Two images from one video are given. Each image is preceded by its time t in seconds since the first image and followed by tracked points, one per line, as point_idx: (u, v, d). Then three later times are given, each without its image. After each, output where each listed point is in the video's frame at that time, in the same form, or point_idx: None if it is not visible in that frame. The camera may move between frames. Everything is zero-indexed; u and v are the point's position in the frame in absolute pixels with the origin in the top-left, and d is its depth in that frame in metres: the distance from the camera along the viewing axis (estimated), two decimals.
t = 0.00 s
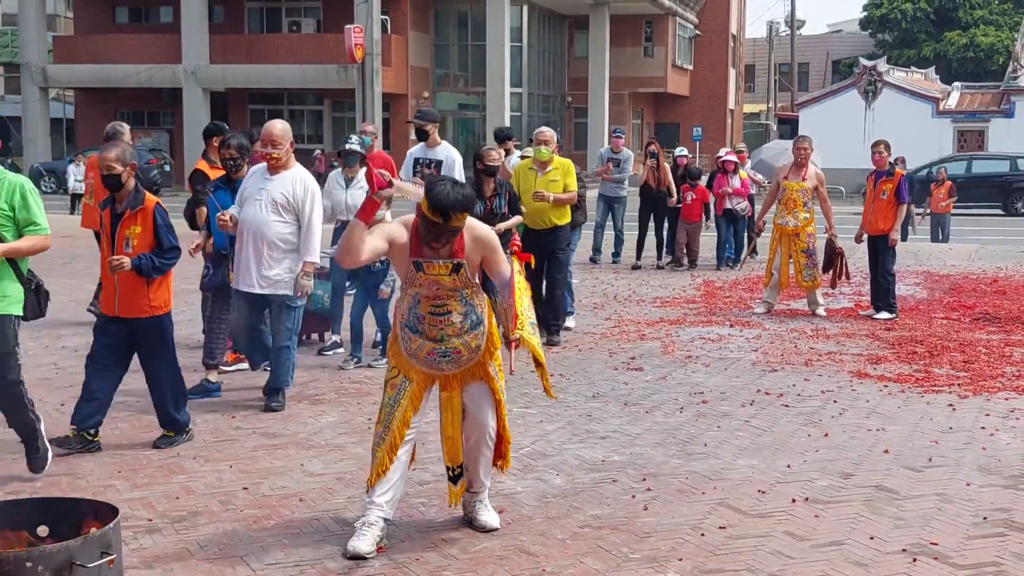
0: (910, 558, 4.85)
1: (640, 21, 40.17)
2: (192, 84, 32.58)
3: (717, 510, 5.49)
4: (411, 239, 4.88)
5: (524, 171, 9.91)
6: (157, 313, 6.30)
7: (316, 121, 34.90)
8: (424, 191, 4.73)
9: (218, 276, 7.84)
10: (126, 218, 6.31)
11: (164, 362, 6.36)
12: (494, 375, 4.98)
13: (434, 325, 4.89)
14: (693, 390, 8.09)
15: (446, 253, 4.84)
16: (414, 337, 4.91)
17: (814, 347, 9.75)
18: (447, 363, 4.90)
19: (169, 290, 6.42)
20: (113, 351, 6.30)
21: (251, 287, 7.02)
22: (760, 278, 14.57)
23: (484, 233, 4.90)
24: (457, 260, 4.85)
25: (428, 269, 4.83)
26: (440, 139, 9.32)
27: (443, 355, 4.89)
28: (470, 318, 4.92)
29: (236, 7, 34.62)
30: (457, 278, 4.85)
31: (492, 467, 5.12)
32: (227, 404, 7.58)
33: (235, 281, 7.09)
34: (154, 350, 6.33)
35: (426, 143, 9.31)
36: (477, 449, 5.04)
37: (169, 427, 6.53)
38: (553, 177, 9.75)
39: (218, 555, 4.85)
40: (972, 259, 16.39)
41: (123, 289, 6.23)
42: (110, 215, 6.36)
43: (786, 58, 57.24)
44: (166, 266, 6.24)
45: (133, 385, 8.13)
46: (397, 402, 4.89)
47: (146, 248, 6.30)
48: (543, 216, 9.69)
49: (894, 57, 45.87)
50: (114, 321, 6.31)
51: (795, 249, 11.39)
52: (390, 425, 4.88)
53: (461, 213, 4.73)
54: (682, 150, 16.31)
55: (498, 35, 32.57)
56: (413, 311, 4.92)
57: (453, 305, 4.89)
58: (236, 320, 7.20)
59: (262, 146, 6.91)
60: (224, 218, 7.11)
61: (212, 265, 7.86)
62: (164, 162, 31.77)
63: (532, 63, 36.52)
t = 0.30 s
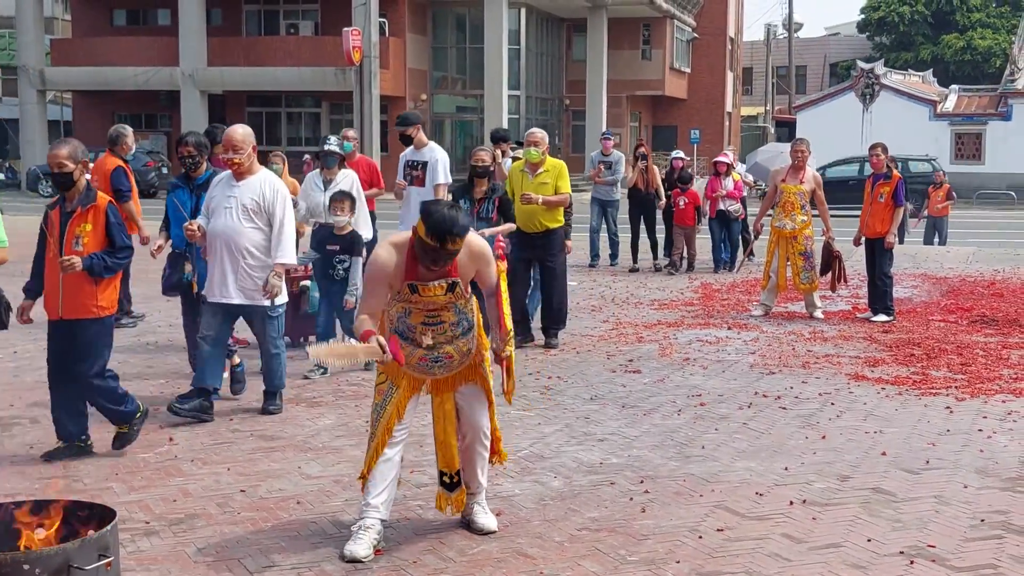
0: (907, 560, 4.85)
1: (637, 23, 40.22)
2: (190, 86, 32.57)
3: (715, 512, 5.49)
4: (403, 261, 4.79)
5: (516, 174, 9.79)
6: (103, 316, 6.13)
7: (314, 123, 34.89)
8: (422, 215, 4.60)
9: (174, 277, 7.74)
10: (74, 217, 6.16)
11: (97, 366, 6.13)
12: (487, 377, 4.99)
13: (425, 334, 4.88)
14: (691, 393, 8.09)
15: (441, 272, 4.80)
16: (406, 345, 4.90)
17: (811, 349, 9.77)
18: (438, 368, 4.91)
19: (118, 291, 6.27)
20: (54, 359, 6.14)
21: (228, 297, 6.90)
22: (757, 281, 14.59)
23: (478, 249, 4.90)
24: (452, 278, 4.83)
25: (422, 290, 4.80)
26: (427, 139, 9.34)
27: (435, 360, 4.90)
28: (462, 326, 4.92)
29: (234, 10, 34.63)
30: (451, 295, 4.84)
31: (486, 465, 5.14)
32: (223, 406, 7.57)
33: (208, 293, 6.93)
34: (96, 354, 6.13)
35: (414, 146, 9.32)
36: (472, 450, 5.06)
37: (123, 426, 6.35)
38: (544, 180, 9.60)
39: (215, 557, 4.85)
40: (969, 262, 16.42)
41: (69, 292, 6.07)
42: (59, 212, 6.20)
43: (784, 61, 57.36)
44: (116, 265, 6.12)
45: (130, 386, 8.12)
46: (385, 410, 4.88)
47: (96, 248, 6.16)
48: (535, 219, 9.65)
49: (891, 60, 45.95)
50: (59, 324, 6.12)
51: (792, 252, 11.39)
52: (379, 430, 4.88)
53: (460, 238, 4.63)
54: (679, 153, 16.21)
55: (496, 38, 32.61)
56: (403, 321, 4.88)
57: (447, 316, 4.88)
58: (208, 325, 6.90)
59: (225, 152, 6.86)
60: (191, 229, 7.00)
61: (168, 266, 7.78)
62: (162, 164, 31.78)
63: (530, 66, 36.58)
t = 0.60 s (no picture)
0: (902, 563, 4.85)
1: (633, 26, 40.21)
2: (185, 89, 32.57)
3: (711, 515, 5.48)
4: (411, 231, 4.91)
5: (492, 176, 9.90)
6: (64, 325, 6.01)
7: (309, 126, 34.85)
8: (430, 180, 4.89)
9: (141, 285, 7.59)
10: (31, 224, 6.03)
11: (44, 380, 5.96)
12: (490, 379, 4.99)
13: (433, 321, 4.92)
14: (686, 395, 8.09)
15: (449, 243, 4.89)
16: (412, 336, 4.92)
17: (806, 351, 9.79)
18: (444, 363, 4.90)
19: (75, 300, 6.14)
20: None
21: (188, 298, 6.62)
22: (753, 284, 14.60)
23: (490, 228, 4.98)
24: (459, 251, 4.90)
25: (429, 258, 4.88)
26: (400, 143, 9.45)
27: (441, 353, 4.89)
28: (468, 318, 4.97)
29: (229, 12, 34.58)
30: (457, 270, 4.90)
31: (486, 472, 5.10)
32: (217, 409, 7.55)
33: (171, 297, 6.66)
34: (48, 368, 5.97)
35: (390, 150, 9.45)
36: (473, 457, 5.05)
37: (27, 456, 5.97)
38: (523, 181, 9.75)
39: (209, 559, 4.84)
40: (964, 264, 16.43)
41: (28, 300, 5.93)
42: (13, 221, 6.05)
43: (779, 64, 57.40)
44: (77, 273, 6.01)
45: (123, 389, 8.11)
46: (394, 404, 4.87)
47: (56, 255, 6.04)
48: (516, 220, 9.69)
49: (886, 63, 46.02)
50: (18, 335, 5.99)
51: (787, 254, 11.37)
52: (388, 428, 4.85)
53: (468, 190, 4.85)
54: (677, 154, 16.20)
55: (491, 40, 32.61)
56: (411, 308, 4.94)
57: (453, 301, 4.93)
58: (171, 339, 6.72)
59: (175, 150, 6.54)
60: (151, 234, 6.61)
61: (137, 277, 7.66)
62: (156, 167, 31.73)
63: (526, 68, 36.59)
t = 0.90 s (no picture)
0: (901, 564, 4.85)
1: (630, 27, 40.21)
2: (183, 90, 32.56)
3: (709, 516, 5.49)
4: (394, 263, 4.83)
5: (480, 176, 9.90)
6: (19, 333, 5.80)
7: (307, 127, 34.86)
8: (410, 225, 4.67)
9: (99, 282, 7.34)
10: None
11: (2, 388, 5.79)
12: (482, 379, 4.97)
13: (421, 340, 4.84)
14: (684, 396, 8.10)
15: (432, 280, 4.79)
16: (401, 350, 4.86)
17: (804, 352, 9.80)
18: (435, 372, 4.88)
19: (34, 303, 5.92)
20: None
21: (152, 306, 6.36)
22: (751, 285, 14.60)
23: (468, 256, 4.81)
24: (444, 287, 4.81)
25: (414, 297, 4.80)
26: (373, 144, 9.33)
27: (431, 365, 4.86)
28: (458, 330, 4.89)
29: (226, 13, 34.55)
30: (444, 302, 4.83)
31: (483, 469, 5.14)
32: (216, 410, 7.55)
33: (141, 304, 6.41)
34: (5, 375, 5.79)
35: (361, 150, 9.32)
36: (472, 450, 5.05)
37: None
38: (509, 182, 9.73)
39: (208, 561, 4.84)
40: (962, 265, 16.44)
41: None
42: None
43: (777, 65, 57.45)
44: (37, 282, 5.77)
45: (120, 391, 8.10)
46: (385, 411, 4.88)
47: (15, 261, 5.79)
48: (502, 222, 9.68)
49: (884, 64, 46.08)
50: None
51: (785, 255, 11.37)
52: (380, 431, 4.87)
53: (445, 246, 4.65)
54: (676, 156, 16.15)
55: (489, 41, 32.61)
56: (399, 327, 4.86)
57: (441, 321, 4.85)
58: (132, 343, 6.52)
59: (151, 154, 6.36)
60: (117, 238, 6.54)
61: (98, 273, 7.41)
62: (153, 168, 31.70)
63: (523, 69, 36.62)
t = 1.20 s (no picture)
0: (900, 565, 4.85)
1: (629, 28, 40.23)
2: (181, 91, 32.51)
3: (708, 517, 5.49)
4: (401, 246, 4.84)
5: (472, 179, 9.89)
6: None
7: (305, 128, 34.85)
8: (429, 187, 4.67)
9: (81, 295, 6.90)
10: None
11: None
12: (478, 377, 5.00)
13: (421, 327, 4.88)
14: (683, 398, 8.10)
15: (439, 256, 4.85)
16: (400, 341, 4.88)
17: (803, 353, 9.81)
18: (433, 367, 4.89)
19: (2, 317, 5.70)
20: None
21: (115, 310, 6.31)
22: (749, 287, 14.60)
23: (477, 237, 5.01)
24: (448, 265, 4.87)
25: (419, 275, 4.81)
26: (355, 146, 9.19)
27: (430, 359, 4.88)
28: (455, 322, 4.94)
29: (225, 14, 34.57)
30: (447, 283, 4.87)
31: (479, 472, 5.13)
32: (213, 412, 7.54)
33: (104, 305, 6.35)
34: None
35: (343, 151, 9.19)
36: (467, 456, 5.05)
37: None
38: (501, 186, 9.71)
39: (206, 562, 4.83)
40: (960, 267, 16.45)
41: None
42: None
43: (776, 67, 57.49)
44: None
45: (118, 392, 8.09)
46: (380, 409, 4.85)
47: None
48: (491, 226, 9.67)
49: (882, 66, 46.13)
50: None
51: (784, 256, 11.37)
52: (375, 430, 4.84)
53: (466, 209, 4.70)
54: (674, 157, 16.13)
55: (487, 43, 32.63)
56: (398, 314, 4.89)
57: (442, 308, 4.89)
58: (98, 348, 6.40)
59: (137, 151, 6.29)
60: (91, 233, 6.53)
61: (75, 284, 6.93)
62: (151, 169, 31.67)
63: (522, 70, 36.64)
